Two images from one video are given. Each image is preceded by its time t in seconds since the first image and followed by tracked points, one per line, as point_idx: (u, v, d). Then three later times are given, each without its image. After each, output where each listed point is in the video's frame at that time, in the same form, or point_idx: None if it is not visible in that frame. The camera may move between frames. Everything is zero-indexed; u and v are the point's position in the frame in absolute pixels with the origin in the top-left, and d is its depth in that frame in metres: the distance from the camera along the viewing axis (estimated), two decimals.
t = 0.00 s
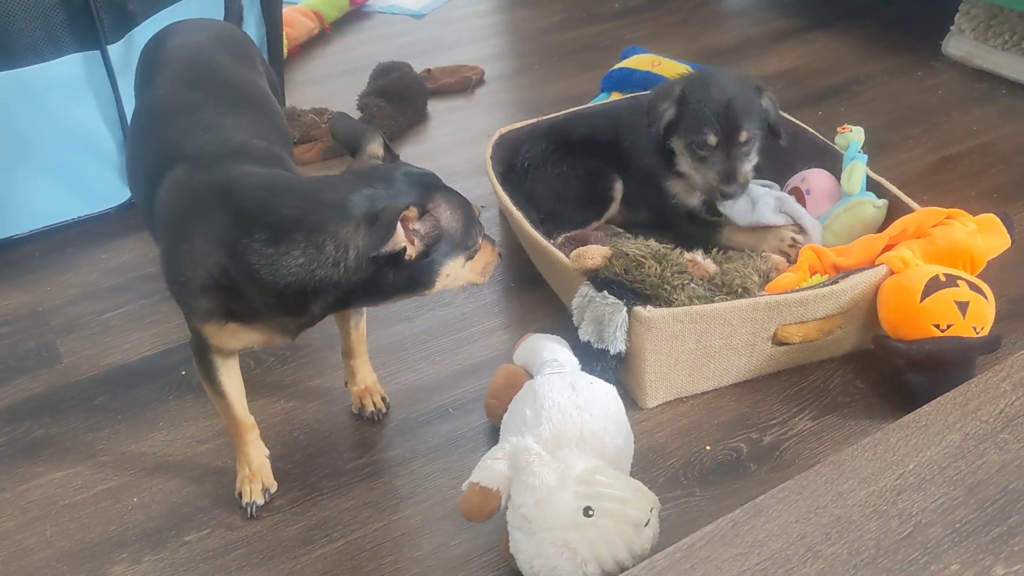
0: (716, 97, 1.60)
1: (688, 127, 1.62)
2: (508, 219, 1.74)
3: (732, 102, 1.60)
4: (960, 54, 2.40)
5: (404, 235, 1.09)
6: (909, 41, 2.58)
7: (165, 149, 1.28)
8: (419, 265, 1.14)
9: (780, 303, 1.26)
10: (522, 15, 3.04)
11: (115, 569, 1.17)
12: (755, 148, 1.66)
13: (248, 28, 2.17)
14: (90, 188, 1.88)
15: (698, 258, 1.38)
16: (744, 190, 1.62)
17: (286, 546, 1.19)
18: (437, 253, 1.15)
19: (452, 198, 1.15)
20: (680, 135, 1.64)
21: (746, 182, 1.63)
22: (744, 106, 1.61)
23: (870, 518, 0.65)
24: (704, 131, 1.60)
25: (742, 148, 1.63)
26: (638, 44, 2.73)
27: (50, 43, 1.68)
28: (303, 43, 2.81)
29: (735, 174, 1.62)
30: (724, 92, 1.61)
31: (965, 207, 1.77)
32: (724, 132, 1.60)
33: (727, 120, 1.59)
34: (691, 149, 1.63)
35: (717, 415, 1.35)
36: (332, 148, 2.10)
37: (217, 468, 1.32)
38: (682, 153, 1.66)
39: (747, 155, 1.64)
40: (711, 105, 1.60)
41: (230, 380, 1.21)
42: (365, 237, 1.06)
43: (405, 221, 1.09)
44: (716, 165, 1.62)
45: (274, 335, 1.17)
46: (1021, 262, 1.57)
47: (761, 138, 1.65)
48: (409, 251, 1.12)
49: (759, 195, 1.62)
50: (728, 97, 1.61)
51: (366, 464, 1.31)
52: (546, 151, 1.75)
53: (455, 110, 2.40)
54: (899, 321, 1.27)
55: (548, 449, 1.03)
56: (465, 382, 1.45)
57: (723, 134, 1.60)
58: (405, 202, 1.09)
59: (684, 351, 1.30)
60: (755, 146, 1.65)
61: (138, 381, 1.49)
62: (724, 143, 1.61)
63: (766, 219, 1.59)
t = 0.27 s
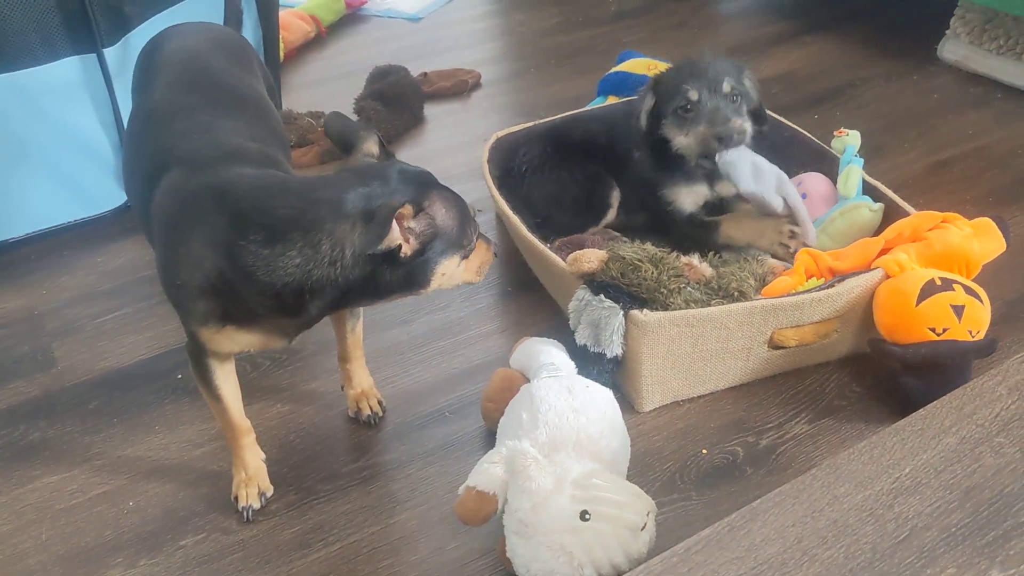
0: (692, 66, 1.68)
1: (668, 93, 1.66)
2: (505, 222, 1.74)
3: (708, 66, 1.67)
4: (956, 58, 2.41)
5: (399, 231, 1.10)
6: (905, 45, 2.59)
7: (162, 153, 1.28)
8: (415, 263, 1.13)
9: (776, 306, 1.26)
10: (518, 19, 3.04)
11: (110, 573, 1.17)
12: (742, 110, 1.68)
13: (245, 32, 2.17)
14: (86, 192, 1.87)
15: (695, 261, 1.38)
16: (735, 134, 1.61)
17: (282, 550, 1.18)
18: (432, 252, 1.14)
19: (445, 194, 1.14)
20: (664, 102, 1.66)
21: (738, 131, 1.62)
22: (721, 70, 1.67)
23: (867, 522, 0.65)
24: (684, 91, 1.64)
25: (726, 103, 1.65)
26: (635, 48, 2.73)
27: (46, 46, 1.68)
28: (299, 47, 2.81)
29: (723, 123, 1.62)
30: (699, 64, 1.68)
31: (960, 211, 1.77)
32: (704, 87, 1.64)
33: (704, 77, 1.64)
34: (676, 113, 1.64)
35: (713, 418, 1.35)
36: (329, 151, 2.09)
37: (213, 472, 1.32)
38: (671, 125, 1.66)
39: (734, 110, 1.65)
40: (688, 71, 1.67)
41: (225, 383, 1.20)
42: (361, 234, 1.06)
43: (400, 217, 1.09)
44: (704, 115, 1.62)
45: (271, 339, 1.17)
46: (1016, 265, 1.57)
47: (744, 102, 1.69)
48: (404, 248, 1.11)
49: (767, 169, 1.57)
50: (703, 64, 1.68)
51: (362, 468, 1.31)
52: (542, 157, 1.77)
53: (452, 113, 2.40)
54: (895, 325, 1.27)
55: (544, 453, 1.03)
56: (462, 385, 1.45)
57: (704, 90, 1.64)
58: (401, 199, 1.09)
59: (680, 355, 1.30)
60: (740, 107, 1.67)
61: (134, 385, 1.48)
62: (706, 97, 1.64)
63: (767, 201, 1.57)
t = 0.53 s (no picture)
0: (696, 96, 1.69)
1: (670, 123, 1.70)
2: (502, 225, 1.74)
3: (712, 99, 1.68)
4: (953, 62, 2.42)
5: (359, 201, 1.05)
6: (901, 48, 2.60)
7: (161, 156, 1.28)
8: (375, 246, 1.09)
9: (773, 309, 1.27)
10: (516, 22, 3.05)
11: None
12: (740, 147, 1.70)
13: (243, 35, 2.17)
14: (84, 195, 1.87)
15: (692, 264, 1.38)
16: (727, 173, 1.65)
17: (279, 553, 1.18)
18: (399, 246, 1.10)
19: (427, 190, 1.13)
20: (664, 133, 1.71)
21: (729, 171, 1.66)
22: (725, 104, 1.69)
23: (864, 524, 0.65)
24: (684, 124, 1.68)
25: (724, 141, 1.68)
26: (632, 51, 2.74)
27: (43, 49, 1.68)
28: (297, 50, 2.81)
29: (718, 160, 1.66)
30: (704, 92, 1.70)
31: (957, 214, 1.78)
32: (705, 122, 1.67)
33: (706, 111, 1.67)
34: (674, 143, 1.69)
35: (711, 421, 1.35)
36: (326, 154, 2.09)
37: (210, 474, 1.32)
38: (668, 155, 1.71)
39: (730, 148, 1.69)
40: (692, 101, 1.68)
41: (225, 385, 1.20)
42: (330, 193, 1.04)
43: (367, 190, 1.05)
44: (698, 152, 1.67)
45: (275, 340, 1.16)
46: (1013, 268, 1.57)
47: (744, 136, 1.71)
48: (359, 221, 1.07)
49: (757, 199, 1.56)
50: (708, 94, 1.69)
51: (359, 471, 1.31)
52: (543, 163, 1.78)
53: (450, 116, 2.41)
54: (892, 328, 1.27)
55: (542, 456, 1.03)
56: (459, 388, 1.45)
57: (703, 125, 1.67)
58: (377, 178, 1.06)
59: (678, 358, 1.30)
60: (739, 143, 1.70)
61: (131, 388, 1.48)
62: (705, 133, 1.67)
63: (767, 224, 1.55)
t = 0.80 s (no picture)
0: (704, 110, 1.68)
1: (677, 138, 1.69)
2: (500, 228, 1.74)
3: (719, 112, 1.67)
4: (951, 65, 2.42)
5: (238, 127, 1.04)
6: (899, 52, 2.60)
7: (167, 153, 1.29)
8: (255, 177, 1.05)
9: (771, 312, 1.27)
10: (514, 25, 3.05)
11: None
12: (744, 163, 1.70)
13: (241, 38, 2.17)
14: (82, 197, 1.87)
15: (690, 267, 1.38)
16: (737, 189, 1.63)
17: (277, 556, 1.18)
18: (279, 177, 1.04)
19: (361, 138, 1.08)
20: (672, 148, 1.69)
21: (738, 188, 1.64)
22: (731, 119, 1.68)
23: (862, 527, 0.65)
24: (692, 139, 1.66)
25: (730, 158, 1.67)
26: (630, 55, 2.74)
27: (41, 52, 1.68)
28: (295, 53, 2.81)
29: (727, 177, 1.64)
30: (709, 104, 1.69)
31: (955, 217, 1.78)
32: (711, 138, 1.66)
33: (713, 127, 1.66)
34: (681, 160, 1.68)
35: (708, 424, 1.34)
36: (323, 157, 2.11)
37: (207, 478, 1.31)
38: (674, 169, 1.70)
39: (736, 165, 1.68)
40: (699, 114, 1.67)
41: (230, 384, 1.20)
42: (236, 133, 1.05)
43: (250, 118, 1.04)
44: (706, 169, 1.66)
45: (273, 329, 1.19)
46: (1010, 271, 1.57)
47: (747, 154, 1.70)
48: (234, 149, 1.05)
49: (762, 216, 1.54)
50: (714, 108, 1.68)
51: (357, 474, 1.30)
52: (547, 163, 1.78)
53: (448, 119, 2.41)
54: (890, 331, 1.27)
55: (539, 459, 1.02)
56: (457, 392, 1.45)
57: (710, 141, 1.66)
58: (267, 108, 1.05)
59: (675, 360, 1.30)
60: (744, 160, 1.69)
61: (128, 391, 1.48)
62: (712, 150, 1.66)
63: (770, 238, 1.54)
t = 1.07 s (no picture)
0: (704, 120, 1.68)
1: (676, 145, 1.69)
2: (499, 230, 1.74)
3: (717, 121, 1.68)
4: (949, 68, 2.42)
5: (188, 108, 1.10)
6: (897, 54, 2.61)
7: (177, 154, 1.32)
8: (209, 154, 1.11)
9: (770, 314, 1.27)
10: (513, 28, 3.06)
11: None
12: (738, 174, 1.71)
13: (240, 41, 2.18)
14: (81, 199, 1.87)
15: (689, 270, 1.38)
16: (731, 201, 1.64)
17: (276, 558, 1.18)
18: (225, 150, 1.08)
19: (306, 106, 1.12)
20: (668, 154, 1.70)
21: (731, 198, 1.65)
22: (730, 131, 1.69)
23: (861, 530, 0.65)
24: (690, 147, 1.67)
25: (726, 169, 1.68)
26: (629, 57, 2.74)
27: (40, 54, 1.68)
28: (294, 55, 2.81)
29: (722, 187, 1.65)
30: (710, 112, 1.69)
31: (953, 219, 1.78)
32: (711, 148, 1.66)
33: (712, 137, 1.66)
34: (677, 166, 1.68)
35: (707, 426, 1.35)
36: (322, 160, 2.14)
37: (206, 480, 1.31)
38: (666, 173, 1.71)
39: (730, 176, 1.69)
40: (698, 122, 1.68)
41: (233, 387, 1.20)
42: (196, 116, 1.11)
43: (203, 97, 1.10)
44: (701, 177, 1.66)
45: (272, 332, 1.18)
46: (1007, 274, 1.58)
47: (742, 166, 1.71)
48: (185, 131, 1.11)
49: (745, 225, 1.53)
50: (714, 118, 1.69)
51: (356, 476, 1.30)
52: (541, 168, 1.78)
53: (447, 122, 2.41)
54: (889, 333, 1.27)
55: (539, 461, 1.02)
56: (456, 394, 1.45)
57: (709, 151, 1.66)
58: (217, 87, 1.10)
59: (674, 363, 1.30)
60: (738, 169, 1.70)
61: (127, 393, 1.47)
62: (709, 161, 1.67)
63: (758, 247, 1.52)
